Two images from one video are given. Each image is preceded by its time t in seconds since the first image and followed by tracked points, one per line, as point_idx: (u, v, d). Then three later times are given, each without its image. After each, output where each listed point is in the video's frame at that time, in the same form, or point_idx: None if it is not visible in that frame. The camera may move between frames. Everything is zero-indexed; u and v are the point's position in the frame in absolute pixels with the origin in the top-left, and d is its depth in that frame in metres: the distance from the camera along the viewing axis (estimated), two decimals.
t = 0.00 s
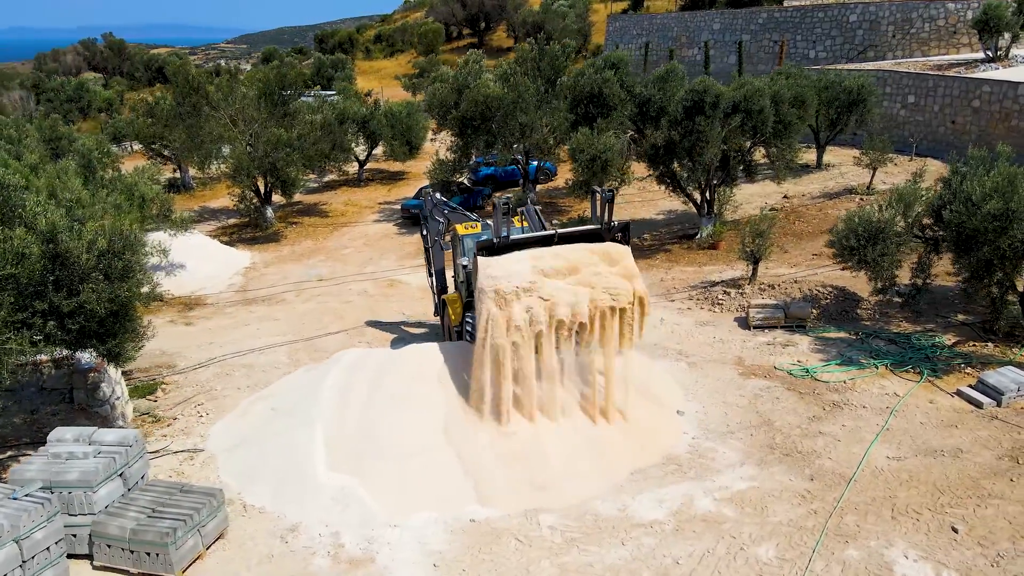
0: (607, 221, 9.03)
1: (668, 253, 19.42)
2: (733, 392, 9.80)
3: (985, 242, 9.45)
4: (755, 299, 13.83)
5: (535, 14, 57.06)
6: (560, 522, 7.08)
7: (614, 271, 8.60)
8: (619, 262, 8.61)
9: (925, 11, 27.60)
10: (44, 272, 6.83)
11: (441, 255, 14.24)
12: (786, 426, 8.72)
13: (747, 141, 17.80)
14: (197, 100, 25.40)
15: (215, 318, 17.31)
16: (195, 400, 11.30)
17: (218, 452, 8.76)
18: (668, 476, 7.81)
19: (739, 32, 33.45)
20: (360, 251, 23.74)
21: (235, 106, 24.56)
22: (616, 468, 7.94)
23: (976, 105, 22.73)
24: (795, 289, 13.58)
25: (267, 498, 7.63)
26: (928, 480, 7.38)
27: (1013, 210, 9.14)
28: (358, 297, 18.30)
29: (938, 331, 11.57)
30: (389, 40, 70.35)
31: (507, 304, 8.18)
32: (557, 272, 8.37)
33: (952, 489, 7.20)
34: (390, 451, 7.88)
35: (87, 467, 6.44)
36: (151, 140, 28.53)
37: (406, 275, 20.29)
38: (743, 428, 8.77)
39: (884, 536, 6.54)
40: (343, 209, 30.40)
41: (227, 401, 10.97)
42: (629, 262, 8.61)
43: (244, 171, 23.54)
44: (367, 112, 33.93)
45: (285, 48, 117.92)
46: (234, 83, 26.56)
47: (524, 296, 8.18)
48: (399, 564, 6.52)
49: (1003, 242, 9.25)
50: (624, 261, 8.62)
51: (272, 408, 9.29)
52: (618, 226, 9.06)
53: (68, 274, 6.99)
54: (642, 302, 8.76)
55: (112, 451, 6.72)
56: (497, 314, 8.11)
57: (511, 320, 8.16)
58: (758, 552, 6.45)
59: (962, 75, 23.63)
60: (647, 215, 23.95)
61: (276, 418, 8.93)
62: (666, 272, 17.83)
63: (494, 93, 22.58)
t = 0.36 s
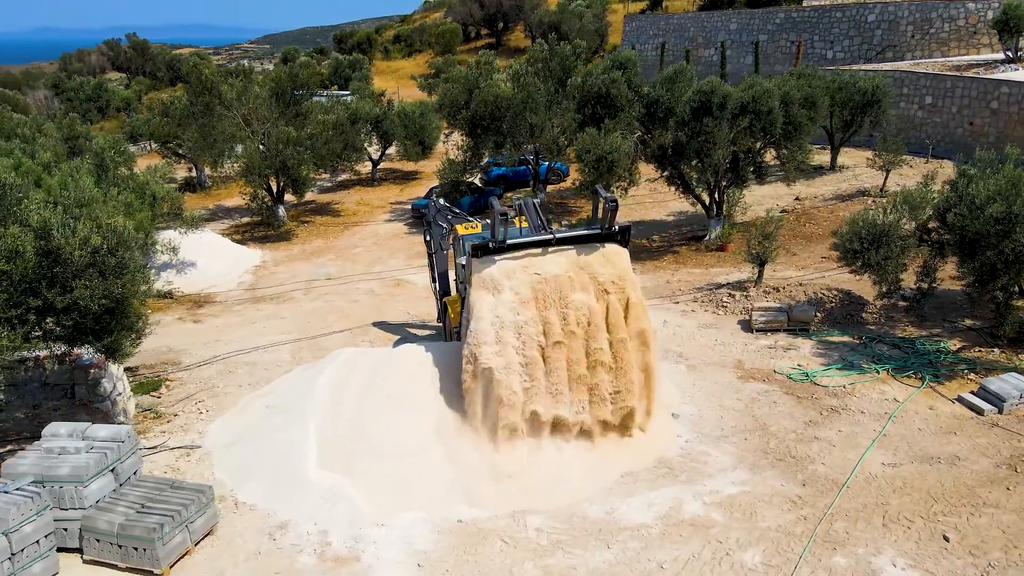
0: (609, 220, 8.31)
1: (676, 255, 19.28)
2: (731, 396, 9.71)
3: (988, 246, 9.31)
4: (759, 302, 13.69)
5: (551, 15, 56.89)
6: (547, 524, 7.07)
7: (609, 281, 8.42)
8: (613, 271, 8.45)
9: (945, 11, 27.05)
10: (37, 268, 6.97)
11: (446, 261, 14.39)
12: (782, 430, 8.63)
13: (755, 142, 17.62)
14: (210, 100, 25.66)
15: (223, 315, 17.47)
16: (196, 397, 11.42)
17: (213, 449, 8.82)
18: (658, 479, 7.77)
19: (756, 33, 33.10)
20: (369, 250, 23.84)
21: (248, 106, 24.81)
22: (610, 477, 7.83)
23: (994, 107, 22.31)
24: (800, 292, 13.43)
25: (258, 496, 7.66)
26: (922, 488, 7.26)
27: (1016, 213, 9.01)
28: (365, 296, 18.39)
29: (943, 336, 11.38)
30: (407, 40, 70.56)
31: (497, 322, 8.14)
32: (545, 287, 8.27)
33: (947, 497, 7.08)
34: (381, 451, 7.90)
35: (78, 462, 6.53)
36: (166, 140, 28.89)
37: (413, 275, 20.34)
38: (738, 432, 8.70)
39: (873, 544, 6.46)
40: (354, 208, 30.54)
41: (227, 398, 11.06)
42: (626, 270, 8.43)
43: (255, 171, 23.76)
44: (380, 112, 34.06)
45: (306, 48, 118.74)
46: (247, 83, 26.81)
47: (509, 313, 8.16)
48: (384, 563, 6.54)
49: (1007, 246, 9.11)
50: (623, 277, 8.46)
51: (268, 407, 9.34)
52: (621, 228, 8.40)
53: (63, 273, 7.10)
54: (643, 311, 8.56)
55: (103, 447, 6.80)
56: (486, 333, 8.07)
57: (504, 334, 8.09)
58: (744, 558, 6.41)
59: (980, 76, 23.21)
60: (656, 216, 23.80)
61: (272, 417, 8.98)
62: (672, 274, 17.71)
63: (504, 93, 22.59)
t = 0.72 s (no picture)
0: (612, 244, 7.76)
1: (685, 257, 19.14)
2: (729, 400, 9.63)
3: (992, 251, 9.15)
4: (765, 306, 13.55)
5: (570, 15, 56.62)
6: (532, 527, 7.08)
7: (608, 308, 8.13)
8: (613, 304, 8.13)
9: (969, 10, 26.40)
10: (30, 268, 7.17)
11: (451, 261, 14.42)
12: (777, 436, 8.54)
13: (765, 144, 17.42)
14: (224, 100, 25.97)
15: (232, 313, 17.69)
16: (199, 393, 11.58)
17: (208, 445, 8.90)
18: (647, 483, 7.76)
19: (776, 33, 32.62)
20: (380, 249, 23.97)
21: (261, 106, 25.06)
22: (599, 481, 7.81)
23: (1016, 109, 21.79)
24: (806, 295, 13.27)
25: (249, 492, 7.72)
26: (916, 496, 7.15)
27: (1020, 218, 8.84)
28: (372, 295, 18.48)
29: (950, 342, 11.18)
30: (428, 40, 70.64)
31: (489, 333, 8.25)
32: (539, 318, 8.04)
33: (940, 506, 6.96)
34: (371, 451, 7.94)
35: (69, 456, 6.63)
36: (183, 138, 29.29)
37: (421, 275, 20.42)
38: (733, 437, 8.63)
39: (859, 553, 6.39)
40: (368, 208, 30.72)
41: (228, 394, 11.20)
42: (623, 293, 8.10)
43: (268, 170, 24.00)
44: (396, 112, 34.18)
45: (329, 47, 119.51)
46: (262, 83, 27.07)
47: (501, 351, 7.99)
48: (367, 563, 6.58)
49: (1011, 252, 8.94)
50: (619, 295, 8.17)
51: (265, 405, 9.42)
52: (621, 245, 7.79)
53: (56, 269, 7.31)
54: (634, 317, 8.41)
55: (96, 442, 6.90)
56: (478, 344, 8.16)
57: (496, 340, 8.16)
58: (727, 564, 6.38)
59: (1003, 77, 22.69)
60: (668, 217, 23.64)
61: (268, 415, 9.05)
62: (680, 276, 17.59)
63: (514, 94, 22.59)
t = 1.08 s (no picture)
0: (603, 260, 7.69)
1: (694, 258, 18.99)
2: (726, 403, 9.55)
3: (996, 255, 9.00)
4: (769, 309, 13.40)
5: (589, 15, 56.36)
6: (517, 528, 7.09)
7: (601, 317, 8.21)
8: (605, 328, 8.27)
9: (992, 10, 25.79)
10: (26, 266, 7.34)
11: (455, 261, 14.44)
12: (771, 440, 8.46)
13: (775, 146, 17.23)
14: (238, 100, 26.26)
15: (241, 310, 17.88)
16: (201, 390, 11.72)
17: (203, 440, 8.98)
18: (636, 485, 7.73)
19: (795, 32, 32.19)
20: (390, 249, 24.07)
21: (275, 105, 25.27)
22: (586, 481, 7.80)
23: None
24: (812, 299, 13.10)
25: (240, 487, 7.79)
26: (908, 504, 7.04)
27: None
28: (379, 294, 18.56)
29: (957, 348, 10.98)
30: (448, 40, 70.69)
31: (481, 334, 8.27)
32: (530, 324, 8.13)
33: (932, 514, 6.85)
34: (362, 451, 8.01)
35: (62, 451, 6.74)
36: (199, 138, 29.64)
37: (429, 274, 20.48)
38: (726, 441, 8.55)
39: (846, 560, 6.31)
40: (381, 207, 30.86)
41: (229, 391, 11.32)
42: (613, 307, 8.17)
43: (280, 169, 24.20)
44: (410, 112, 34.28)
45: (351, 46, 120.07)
46: (277, 82, 27.33)
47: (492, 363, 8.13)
48: (351, 561, 6.62)
49: (1015, 257, 8.78)
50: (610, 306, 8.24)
51: (262, 403, 9.50)
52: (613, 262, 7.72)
53: (51, 267, 7.48)
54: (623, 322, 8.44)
55: (89, 437, 7.01)
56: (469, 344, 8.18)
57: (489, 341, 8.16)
58: (711, 569, 6.33)
59: None
60: (679, 219, 23.46)
61: (263, 413, 9.14)
62: (687, 278, 17.46)
63: (525, 94, 22.57)
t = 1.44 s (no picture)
0: (588, 276, 7.62)
1: (702, 260, 18.85)
2: (721, 406, 9.49)
3: (997, 260, 8.87)
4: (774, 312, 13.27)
5: (608, 15, 56.08)
6: (501, 528, 7.11)
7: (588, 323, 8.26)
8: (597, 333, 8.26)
9: (1016, 10, 25.15)
10: (24, 261, 7.52)
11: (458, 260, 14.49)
12: (763, 445, 8.39)
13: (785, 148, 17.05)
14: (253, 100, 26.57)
15: (250, 307, 18.07)
16: (204, 386, 11.88)
17: (199, 436, 9.09)
18: (625, 487, 7.72)
19: (815, 32, 31.77)
20: (401, 248, 24.17)
21: (289, 105, 25.51)
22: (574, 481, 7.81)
23: None
24: (816, 302, 12.95)
25: (231, 483, 7.88)
26: (898, 511, 6.95)
27: None
28: (387, 293, 18.66)
29: (962, 354, 10.79)
30: (469, 40, 70.72)
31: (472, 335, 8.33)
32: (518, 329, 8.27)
33: (922, 522, 6.75)
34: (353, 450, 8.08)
35: (55, 444, 6.86)
36: (216, 137, 30.00)
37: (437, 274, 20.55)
38: (718, 444, 8.49)
39: (829, 567, 6.25)
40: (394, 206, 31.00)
41: (230, 388, 11.47)
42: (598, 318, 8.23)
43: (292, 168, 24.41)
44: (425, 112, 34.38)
45: (374, 47, 120.69)
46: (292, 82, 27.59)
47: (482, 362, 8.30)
48: (335, 558, 6.68)
49: (1016, 262, 8.64)
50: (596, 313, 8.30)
51: (258, 400, 9.60)
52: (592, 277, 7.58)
53: (48, 263, 7.65)
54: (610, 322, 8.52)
55: (82, 431, 7.12)
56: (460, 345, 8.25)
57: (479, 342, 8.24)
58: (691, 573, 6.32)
59: None
60: (691, 220, 23.30)
61: (258, 410, 9.24)
62: (695, 279, 17.33)
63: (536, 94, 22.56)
